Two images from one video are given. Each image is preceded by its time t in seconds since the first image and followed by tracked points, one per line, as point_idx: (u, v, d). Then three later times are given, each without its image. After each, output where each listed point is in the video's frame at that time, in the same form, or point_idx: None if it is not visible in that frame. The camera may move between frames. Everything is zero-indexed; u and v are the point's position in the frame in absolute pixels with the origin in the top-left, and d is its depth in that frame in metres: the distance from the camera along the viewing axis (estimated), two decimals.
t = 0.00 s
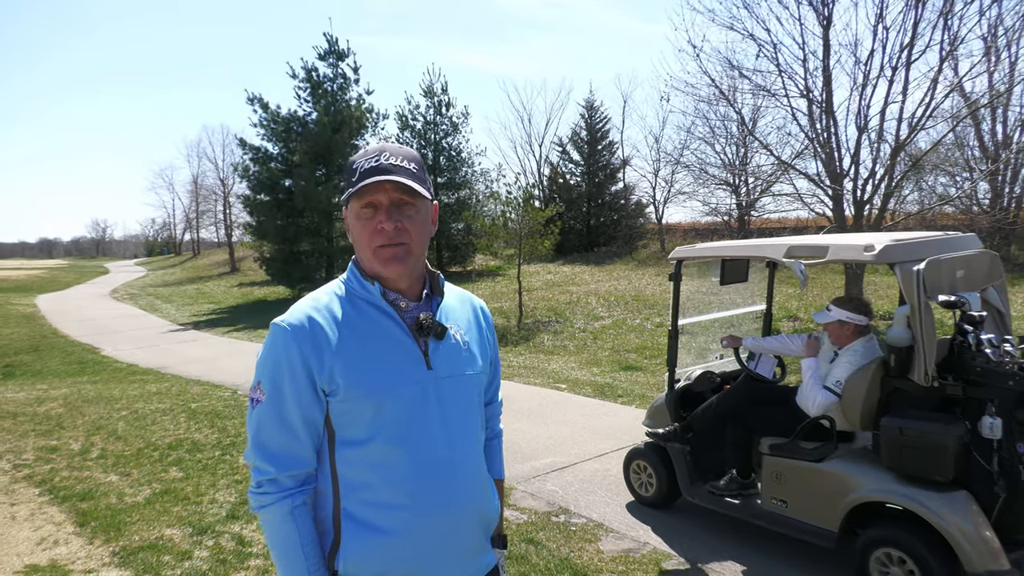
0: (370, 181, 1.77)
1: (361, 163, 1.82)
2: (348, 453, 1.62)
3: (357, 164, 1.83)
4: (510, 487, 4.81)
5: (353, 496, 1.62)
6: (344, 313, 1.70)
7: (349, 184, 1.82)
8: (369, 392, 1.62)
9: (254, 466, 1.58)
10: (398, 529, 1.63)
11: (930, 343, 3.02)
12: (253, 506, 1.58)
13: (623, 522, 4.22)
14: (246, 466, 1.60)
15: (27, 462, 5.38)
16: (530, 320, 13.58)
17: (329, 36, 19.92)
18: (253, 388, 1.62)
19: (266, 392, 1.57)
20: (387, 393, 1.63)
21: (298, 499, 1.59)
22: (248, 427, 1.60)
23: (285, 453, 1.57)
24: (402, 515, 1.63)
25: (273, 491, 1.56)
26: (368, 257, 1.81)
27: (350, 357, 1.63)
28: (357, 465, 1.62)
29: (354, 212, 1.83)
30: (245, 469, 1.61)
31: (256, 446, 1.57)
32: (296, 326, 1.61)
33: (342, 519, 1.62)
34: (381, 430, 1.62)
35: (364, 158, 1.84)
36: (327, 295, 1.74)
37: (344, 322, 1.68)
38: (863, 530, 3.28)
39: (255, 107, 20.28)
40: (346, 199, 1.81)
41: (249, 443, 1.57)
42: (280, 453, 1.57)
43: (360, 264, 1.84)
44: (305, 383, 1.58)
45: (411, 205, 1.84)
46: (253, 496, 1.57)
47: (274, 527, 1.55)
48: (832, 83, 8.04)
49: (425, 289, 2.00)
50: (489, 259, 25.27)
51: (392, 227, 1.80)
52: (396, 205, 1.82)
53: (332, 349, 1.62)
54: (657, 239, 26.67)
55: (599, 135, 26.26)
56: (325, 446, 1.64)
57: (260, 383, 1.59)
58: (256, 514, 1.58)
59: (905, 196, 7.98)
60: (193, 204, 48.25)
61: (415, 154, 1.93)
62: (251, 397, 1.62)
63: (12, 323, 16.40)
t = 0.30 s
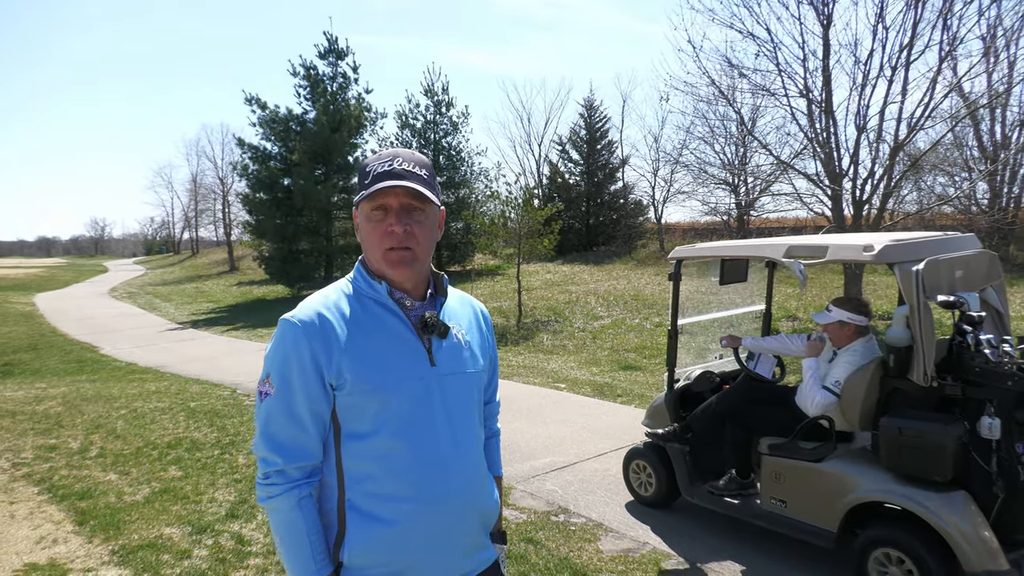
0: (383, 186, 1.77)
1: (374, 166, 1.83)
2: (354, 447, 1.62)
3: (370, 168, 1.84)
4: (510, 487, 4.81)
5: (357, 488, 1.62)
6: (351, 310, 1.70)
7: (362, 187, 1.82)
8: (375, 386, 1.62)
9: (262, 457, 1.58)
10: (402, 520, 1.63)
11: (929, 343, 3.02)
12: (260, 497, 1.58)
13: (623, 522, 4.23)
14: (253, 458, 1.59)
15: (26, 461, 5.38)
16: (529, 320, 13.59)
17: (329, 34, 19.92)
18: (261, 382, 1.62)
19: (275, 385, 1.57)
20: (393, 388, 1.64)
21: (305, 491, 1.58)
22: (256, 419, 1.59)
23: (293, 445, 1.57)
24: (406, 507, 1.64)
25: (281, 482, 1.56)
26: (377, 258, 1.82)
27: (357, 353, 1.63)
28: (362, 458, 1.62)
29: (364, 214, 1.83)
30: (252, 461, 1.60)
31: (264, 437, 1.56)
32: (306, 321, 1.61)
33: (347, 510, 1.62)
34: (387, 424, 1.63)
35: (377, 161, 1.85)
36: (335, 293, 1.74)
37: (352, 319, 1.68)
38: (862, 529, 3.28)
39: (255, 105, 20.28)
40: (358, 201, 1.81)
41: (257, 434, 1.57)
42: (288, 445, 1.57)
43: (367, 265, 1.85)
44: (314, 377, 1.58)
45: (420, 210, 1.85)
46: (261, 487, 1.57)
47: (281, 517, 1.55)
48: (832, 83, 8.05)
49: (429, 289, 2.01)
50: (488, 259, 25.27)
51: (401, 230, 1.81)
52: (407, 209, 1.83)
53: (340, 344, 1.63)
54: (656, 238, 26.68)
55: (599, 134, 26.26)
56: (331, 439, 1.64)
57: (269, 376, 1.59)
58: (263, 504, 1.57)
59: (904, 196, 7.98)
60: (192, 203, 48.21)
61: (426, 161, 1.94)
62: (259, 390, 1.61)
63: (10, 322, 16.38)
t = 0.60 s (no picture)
0: (393, 187, 1.77)
1: (384, 167, 1.83)
2: (361, 443, 1.62)
3: (380, 169, 1.83)
4: (511, 488, 4.81)
5: (365, 484, 1.62)
6: (356, 309, 1.70)
7: (371, 187, 1.82)
8: (381, 383, 1.63)
9: (270, 454, 1.58)
10: (410, 515, 1.63)
11: (930, 344, 3.02)
12: (269, 494, 1.58)
13: (624, 523, 4.23)
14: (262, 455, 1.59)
15: (28, 461, 5.39)
16: (530, 321, 13.59)
17: (331, 36, 19.95)
18: (269, 380, 1.62)
19: (283, 382, 1.57)
20: (399, 384, 1.65)
21: (313, 487, 1.58)
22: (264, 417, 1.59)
23: (301, 441, 1.57)
24: (414, 502, 1.64)
25: (290, 478, 1.56)
26: (383, 258, 1.83)
27: (363, 350, 1.64)
28: (370, 454, 1.62)
29: (372, 213, 1.83)
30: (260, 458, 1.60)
31: (273, 434, 1.56)
32: (313, 320, 1.61)
33: (355, 507, 1.62)
34: (394, 419, 1.63)
35: (386, 163, 1.85)
36: (340, 293, 1.74)
37: (358, 318, 1.68)
38: (864, 531, 3.28)
39: (257, 106, 20.31)
40: (367, 201, 1.81)
41: (265, 432, 1.57)
42: (297, 441, 1.57)
43: (372, 264, 1.85)
44: (321, 374, 1.58)
45: (427, 212, 1.86)
46: (269, 484, 1.57)
47: (291, 514, 1.55)
48: (833, 84, 8.05)
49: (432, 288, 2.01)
50: (490, 260, 25.27)
51: (408, 231, 1.82)
52: (414, 210, 1.84)
53: (347, 341, 1.63)
54: (657, 240, 26.67)
55: (600, 135, 26.29)
56: (339, 436, 1.64)
57: (277, 374, 1.59)
58: (271, 501, 1.57)
59: (906, 198, 7.98)
60: (194, 204, 48.26)
61: (434, 163, 1.95)
62: (267, 388, 1.61)
63: (12, 322, 16.39)
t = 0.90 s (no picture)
0: (388, 186, 1.77)
1: (378, 167, 1.82)
2: (360, 442, 1.61)
3: (374, 169, 1.82)
4: (508, 487, 4.81)
5: (364, 483, 1.62)
6: (354, 308, 1.70)
7: (366, 187, 1.81)
8: (380, 381, 1.63)
9: (269, 454, 1.57)
10: (409, 512, 1.63)
11: (925, 343, 3.04)
12: (268, 494, 1.57)
13: (620, 522, 4.23)
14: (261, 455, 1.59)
15: (24, 461, 5.38)
16: (527, 320, 13.60)
17: (328, 35, 19.92)
18: (267, 380, 1.61)
19: (281, 382, 1.57)
20: (397, 382, 1.65)
21: (312, 486, 1.58)
22: (262, 416, 1.59)
23: (301, 440, 1.57)
24: (414, 500, 1.64)
25: (289, 477, 1.56)
26: (380, 257, 1.82)
27: (361, 349, 1.64)
28: (369, 453, 1.62)
29: (368, 213, 1.83)
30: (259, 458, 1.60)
31: (272, 433, 1.56)
32: (311, 319, 1.61)
33: (354, 506, 1.62)
34: (393, 417, 1.63)
35: (380, 163, 1.84)
36: (338, 292, 1.74)
37: (356, 317, 1.68)
38: (859, 529, 3.29)
39: (253, 105, 20.27)
40: (362, 201, 1.80)
41: (264, 431, 1.57)
42: (296, 440, 1.57)
43: (369, 264, 1.84)
44: (320, 373, 1.58)
45: (423, 210, 1.86)
46: (269, 484, 1.57)
47: (290, 513, 1.55)
48: (829, 84, 8.07)
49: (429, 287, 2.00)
50: (486, 259, 25.27)
51: (405, 229, 1.82)
52: (410, 208, 1.84)
53: (345, 340, 1.63)
54: (654, 239, 26.70)
55: (597, 135, 26.31)
56: (338, 435, 1.63)
57: (275, 373, 1.58)
58: (270, 501, 1.57)
59: (901, 198, 8.01)
60: (190, 203, 48.12)
61: (427, 161, 1.94)
62: (265, 388, 1.61)
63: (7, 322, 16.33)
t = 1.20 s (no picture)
0: (384, 184, 1.77)
1: (374, 164, 1.81)
2: (355, 442, 1.61)
3: (370, 166, 1.82)
4: (504, 485, 4.80)
5: (359, 483, 1.61)
6: (347, 308, 1.70)
7: (361, 185, 1.81)
8: (374, 381, 1.62)
9: (262, 455, 1.56)
10: (403, 513, 1.63)
11: (920, 339, 3.04)
12: (262, 495, 1.56)
13: (616, 519, 4.24)
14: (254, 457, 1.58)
15: (18, 461, 5.35)
16: (523, 318, 13.59)
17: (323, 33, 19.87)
18: (260, 381, 1.60)
19: (274, 382, 1.56)
20: (391, 381, 1.64)
21: (306, 487, 1.58)
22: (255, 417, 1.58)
23: (294, 441, 1.56)
24: (409, 500, 1.64)
25: (282, 478, 1.55)
26: (374, 255, 1.82)
27: (355, 348, 1.63)
28: (364, 454, 1.61)
29: (363, 210, 1.82)
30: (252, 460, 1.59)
31: (265, 435, 1.55)
32: (304, 319, 1.60)
33: (348, 507, 1.61)
34: (387, 417, 1.63)
35: (376, 160, 1.83)
36: (331, 292, 1.73)
37: (350, 317, 1.67)
38: (855, 525, 3.30)
39: (248, 103, 20.21)
40: (357, 198, 1.80)
41: (258, 433, 1.55)
42: (290, 441, 1.56)
43: (363, 262, 1.83)
44: (313, 373, 1.57)
45: (418, 209, 1.85)
46: (262, 485, 1.56)
47: (284, 514, 1.54)
48: (824, 81, 8.08)
49: (423, 287, 1.99)
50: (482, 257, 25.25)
51: (400, 227, 1.81)
52: (405, 207, 1.83)
53: (338, 340, 1.62)
54: (650, 236, 26.72)
55: (593, 132, 26.31)
56: (332, 435, 1.63)
57: (268, 374, 1.57)
58: (264, 502, 1.56)
59: (896, 195, 8.07)
60: (185, 202, 47.94)
61: (423, 160, 1.94)
62: (258, 389, 1.60)
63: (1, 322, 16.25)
